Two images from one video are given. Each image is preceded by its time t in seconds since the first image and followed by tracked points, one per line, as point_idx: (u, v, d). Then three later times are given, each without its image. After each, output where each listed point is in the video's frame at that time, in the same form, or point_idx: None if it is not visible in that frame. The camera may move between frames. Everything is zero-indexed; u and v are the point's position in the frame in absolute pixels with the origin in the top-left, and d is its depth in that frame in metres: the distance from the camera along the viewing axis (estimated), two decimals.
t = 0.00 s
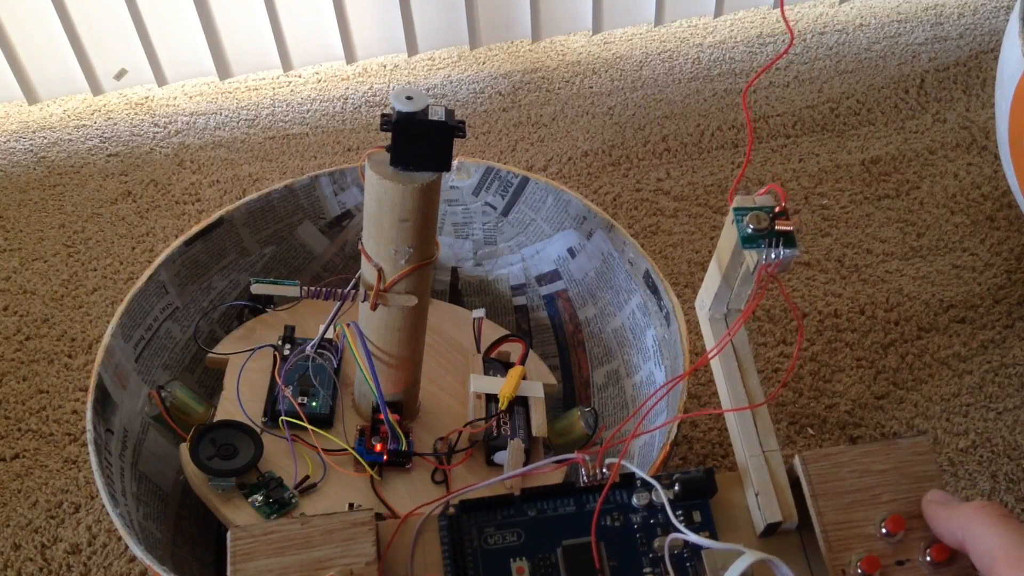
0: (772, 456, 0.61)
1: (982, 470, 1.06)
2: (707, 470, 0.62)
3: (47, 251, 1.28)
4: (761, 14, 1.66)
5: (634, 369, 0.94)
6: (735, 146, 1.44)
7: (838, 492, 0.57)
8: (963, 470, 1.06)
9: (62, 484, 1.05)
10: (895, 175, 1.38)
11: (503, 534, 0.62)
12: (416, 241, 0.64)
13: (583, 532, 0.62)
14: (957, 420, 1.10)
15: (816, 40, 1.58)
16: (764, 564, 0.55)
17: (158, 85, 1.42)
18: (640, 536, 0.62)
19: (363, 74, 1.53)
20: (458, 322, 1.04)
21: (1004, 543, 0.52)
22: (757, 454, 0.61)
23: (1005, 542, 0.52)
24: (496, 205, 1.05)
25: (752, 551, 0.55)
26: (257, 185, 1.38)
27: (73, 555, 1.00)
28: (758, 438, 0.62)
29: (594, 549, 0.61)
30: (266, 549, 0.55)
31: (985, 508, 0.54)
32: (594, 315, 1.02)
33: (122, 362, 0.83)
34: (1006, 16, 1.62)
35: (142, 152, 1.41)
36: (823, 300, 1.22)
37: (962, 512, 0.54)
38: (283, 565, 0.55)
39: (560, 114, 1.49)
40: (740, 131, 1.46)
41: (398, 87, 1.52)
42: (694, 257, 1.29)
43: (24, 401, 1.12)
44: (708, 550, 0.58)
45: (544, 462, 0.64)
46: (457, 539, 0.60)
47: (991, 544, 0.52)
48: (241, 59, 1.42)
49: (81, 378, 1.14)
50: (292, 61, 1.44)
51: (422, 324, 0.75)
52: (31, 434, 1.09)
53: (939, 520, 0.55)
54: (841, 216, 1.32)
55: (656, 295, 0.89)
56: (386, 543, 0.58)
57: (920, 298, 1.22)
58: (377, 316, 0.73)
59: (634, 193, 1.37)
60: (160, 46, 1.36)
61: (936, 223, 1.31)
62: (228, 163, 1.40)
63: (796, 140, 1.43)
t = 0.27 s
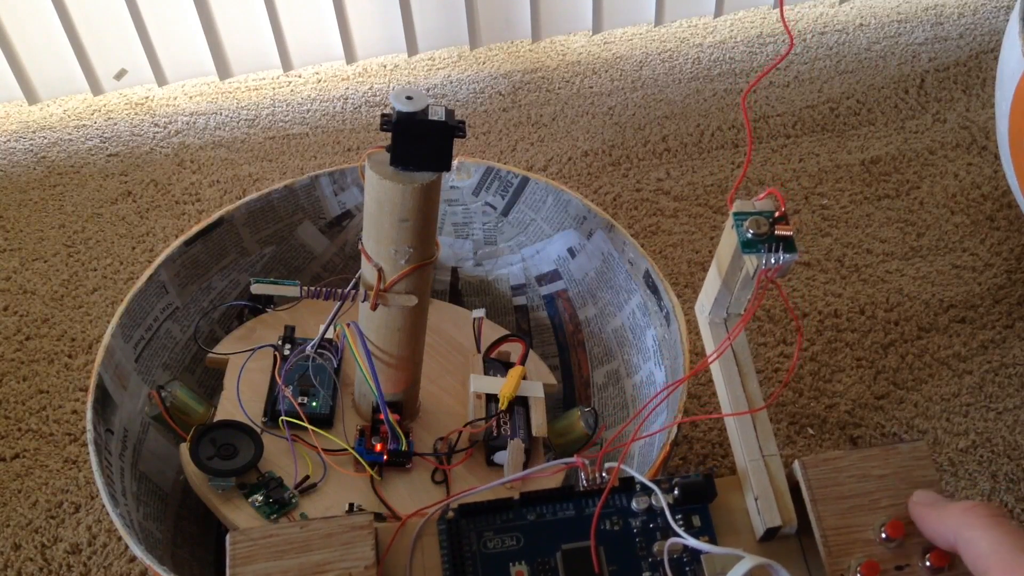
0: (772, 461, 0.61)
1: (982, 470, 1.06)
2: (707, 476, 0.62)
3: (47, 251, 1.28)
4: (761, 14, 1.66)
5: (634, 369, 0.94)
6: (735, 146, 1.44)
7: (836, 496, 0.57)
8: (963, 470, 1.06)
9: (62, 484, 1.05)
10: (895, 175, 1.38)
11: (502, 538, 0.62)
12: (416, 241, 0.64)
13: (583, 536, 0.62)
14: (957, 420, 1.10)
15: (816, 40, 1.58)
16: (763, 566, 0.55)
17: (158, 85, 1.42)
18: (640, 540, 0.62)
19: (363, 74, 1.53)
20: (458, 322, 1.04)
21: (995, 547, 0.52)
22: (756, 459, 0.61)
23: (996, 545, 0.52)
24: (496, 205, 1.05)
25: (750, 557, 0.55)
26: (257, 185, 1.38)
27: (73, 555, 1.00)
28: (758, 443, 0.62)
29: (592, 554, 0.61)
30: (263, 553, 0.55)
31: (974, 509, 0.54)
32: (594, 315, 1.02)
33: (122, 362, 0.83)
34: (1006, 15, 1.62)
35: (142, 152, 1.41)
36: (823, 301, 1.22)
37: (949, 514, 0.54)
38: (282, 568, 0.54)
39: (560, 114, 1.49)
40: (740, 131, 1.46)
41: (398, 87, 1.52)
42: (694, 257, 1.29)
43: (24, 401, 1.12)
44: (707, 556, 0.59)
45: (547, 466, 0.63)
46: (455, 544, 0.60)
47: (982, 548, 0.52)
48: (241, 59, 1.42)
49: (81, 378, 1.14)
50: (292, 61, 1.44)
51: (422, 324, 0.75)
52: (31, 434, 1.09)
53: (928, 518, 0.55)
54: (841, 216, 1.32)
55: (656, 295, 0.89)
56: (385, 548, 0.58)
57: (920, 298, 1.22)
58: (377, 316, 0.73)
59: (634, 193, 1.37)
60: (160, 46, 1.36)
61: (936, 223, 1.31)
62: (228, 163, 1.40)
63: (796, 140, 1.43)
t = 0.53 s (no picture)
0: (774, 459, 0.61)
1: (982, 470, 1.06)
2: (708, 473, 0.62)
3: (47, 251, 1.28)
4: (761, 14, 1.66)
5: (634, 369, 0.94)
6: (735, 146, 1.44)
7: (837, 495, 0.57)
8: (963, 470, 1.06)
9: (62, 484, 1.05)
10: (895, 175, 1.38)
11: (504, 536, 0.62)
12: (416, 240, 0.64)
13: (584, 533, 0.62)
14: (957, 420, 1.10)
15: (816, 40, 1.59)
16: (763, 564, 0.55)
17: (158, 85, 1.42)
18: (642, 537, 0.62)
19: (363, 74, 1.53)
20: (458, 321, 1.04)
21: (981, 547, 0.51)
22: (757, 456, 0.61)
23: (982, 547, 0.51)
24: (496, 205, 1.05)
25: (752, 553, 0.55)
26: (257, 185, 1.37)
27: (73, 555, 1.00)
28: (759, 441, 0.62)
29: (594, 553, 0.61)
30: (264, 552, 0.54)
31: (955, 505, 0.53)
32: (594, 315, 1.02)
33: (122, 362, 0.83)
34: (1006, 15, 1.62)
35: (142, 152, 1.41)
36: (823, 300, 1.22)
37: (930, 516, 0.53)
38: (285, 565, 0.54)
39: (560, 114, 1.49)
40: (740, 131, 1.45)
41: (398, 87, 1.52)
42: (694, 257, 1.29)
43: (24, 401, 1.12)
44: (709, 553, 0.59)
45: (546, 464, 0.64)
46: (457, 542, 0.60)
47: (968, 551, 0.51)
48: (241, 59, 1.42)
49: (81, 378, 1.14)
50: (292, 61, 1.44)
51: (422, 324, 0.75)
52: (31, 434, 1.09)
53: (909, 526, 0.54)
54: (841, 216, 1.32)
55: (656, 295, 0.89)
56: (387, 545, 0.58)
57: (920, 298, 1.22)
58: (377, 316, 0.73)
59: (634, 193, 1.37)
60: (160, 46, 1.36)
61: (936, 223, 1.31)
62: (228, 164, 1.40)
63: (796, 140, 1.43)
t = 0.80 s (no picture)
0: (784, 459, 0.60)
1: (982, 470, 1.06)
2: (717, 473, 0.62)
3: (47, 251, 1.28)
4: (761, 14, 1.66)
5: (634, 368, 0.94)
6: (735, 146, 1.43)
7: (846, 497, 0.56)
8: (963, 470, 1.06)
9: (62, 484, 1.05)
10: (895, 175, 1.38)
11: (514, 532, 0.62)
12: (416, 240, 0.64)
13: (593, 531, 0.62)
14: (957, 420, 1.10)
15: (816, 40, 1.59)
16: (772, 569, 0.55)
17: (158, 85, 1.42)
18: (650, 536, 0.62)
19: (363, 74, 1.53)
20: (458, 321, 1.04)
21: None
22: (767, 457, 0.60)
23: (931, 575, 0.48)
24: (496, 204, 1.05)
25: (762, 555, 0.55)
26: (258, 185, 1.37)
27: (73, 554, 1.00)
28: (769, 442, 0.61)
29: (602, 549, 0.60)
30: (278, 541, 0.53)
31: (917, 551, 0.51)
32: (594, 315, 1.02)
33: (122, 362, 0.83)
34: (1006, 15, 1.62)
35: (142, 152, 1.41)
36: (822, 301, 1.22)
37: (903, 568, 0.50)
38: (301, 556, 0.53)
39: (560, 114, 1.49)
40: (740, 131, 1.45)
41: (398, 86, 1.52)
42: (694, 257, 1.29)
43: (24, 401, 1.12)
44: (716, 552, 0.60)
45: (553, 461, 0.63)
46: (469, 537, 0.60)
47: None
48: (241, 59, 1.42)
49: (81, 378, 1.14)
50: (292, 61, 1.44)
51: (422, 324, 0.75)
52: (31, 434, 1.09)
53: None
54: (841, 216, 1.32)
55: (656, 295, 0.89)
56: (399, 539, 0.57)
57: (920, 298, 1.22)
58: (377, 316, 0.73)
59: (634, 193, 1.37)
60: (160, 46, 1.36)
61: (936, 223, 1.31)
62: (228, 164, 1.40)
63: (796, 140, 1.43)
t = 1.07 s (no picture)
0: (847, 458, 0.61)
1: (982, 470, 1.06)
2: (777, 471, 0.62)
3: (47, 251, 1.28)
4: (761, 14, 1.66)
5: (634, 368, 0.94)
6: (735, 146, 1.43)
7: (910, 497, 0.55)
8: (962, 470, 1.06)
9: (62, 484, 1.05)
10: (895, 175, 1.38)
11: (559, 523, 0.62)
12: (415, 240, 0.64)
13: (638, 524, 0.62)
14: (957, 420, 1.10)
15: (816, 41, 1.59)
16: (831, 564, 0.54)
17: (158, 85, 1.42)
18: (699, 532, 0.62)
19: (363, 74, 1.53)
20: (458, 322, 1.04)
21: None
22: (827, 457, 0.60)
23: None
24: (496, 204, 1.05)
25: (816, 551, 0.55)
26: (257, 185, 1.37)
27: (73, 554, 1.00)
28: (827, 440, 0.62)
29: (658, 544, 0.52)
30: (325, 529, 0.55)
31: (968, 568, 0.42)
32: (594, 316, 1.02)
33: (122, 362, 0.83)
34: (1006, 16, 1.62)
35: (142, 152, 1.41)
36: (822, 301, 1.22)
37: None
38: (352, 532, 0.46)
39: (559, 114, 1.49)
40: (740, 131, 1.45)
41: (398, 87, 1.52)
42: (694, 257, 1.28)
43: (24, 401, 1.12)
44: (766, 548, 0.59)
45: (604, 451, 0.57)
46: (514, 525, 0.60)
47: None
48: (241, 59, 1.42)
49: (81, 378, 1.14)
50: (292, 61, 1.44)
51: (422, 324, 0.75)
52: (31, 434, 1.09)
53: None
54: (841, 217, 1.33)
55: (656, 295, 0.89)
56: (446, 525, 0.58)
57: (920, 298, 1.22)
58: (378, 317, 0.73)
59: (634, 193, 1.37)
60: (160, 46, 1.36)
61: (936, 223, 1.31)
62: (228, 164, 1.40)
63: (795, 140, 1.43)
